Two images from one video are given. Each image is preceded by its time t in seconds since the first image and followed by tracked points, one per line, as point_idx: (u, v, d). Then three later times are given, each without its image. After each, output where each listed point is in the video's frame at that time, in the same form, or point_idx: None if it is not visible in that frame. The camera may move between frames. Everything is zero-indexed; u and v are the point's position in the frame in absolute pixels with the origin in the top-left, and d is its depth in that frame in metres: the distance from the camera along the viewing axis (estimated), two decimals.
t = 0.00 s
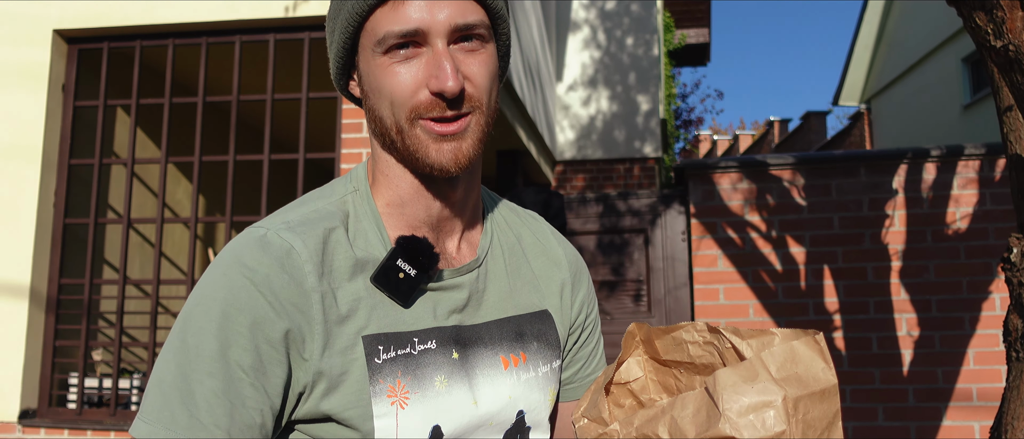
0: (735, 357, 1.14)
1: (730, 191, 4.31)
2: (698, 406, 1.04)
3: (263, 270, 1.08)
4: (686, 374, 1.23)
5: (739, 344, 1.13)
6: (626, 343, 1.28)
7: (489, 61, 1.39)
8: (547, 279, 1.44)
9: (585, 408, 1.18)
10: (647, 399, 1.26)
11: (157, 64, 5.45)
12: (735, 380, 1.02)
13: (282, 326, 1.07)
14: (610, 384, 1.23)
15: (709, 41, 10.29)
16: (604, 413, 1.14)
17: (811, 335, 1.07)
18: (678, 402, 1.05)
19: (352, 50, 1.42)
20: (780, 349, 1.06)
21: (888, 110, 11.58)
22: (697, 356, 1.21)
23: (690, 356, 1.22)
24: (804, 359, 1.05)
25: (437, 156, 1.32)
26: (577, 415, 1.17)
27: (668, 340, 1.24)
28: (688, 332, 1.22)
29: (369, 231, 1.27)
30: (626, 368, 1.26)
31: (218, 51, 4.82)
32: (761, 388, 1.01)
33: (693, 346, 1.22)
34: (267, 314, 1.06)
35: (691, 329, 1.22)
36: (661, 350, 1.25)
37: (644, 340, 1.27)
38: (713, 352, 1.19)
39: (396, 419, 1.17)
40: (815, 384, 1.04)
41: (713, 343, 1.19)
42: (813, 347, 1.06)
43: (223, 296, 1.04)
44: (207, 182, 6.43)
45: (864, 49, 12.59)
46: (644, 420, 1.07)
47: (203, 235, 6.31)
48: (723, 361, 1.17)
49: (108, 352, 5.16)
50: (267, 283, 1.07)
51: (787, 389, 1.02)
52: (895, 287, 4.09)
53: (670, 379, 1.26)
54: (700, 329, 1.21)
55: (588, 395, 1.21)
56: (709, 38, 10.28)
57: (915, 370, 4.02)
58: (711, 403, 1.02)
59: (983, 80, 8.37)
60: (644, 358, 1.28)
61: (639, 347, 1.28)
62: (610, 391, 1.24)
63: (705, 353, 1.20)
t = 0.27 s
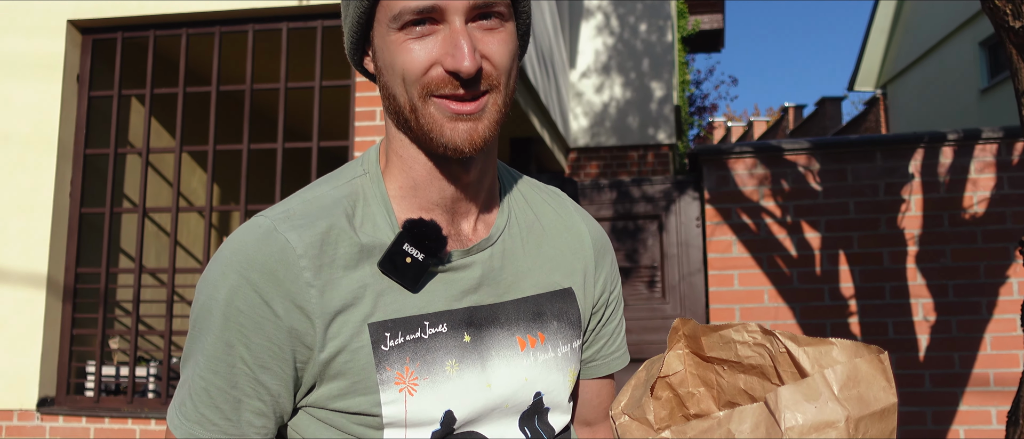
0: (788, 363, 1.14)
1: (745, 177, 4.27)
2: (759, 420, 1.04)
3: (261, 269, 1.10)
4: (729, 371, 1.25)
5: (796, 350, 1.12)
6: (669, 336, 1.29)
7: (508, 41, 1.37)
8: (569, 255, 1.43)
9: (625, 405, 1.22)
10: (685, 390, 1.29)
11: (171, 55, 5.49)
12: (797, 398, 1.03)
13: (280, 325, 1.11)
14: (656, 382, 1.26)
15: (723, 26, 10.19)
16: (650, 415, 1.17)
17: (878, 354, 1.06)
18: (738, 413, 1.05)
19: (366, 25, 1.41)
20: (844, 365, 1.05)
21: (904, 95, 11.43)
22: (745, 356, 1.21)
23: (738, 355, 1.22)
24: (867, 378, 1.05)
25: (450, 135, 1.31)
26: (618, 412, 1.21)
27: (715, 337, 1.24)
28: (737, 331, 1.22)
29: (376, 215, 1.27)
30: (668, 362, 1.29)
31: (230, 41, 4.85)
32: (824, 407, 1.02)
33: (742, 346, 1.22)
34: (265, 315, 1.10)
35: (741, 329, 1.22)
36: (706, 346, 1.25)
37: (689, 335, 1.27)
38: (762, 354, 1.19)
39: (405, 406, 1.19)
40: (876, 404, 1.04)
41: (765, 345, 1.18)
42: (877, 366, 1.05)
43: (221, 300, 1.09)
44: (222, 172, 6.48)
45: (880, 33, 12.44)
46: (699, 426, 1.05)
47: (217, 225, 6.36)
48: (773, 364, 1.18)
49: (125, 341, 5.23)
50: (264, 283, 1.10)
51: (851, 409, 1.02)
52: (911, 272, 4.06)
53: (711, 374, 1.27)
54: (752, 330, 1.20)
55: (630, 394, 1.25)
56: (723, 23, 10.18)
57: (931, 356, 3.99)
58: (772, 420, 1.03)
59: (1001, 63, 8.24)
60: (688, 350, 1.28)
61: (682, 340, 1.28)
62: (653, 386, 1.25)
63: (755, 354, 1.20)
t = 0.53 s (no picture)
0: (779, 355, 1.16)
1: (739, 169, 4.29)
2: (752, 408, 1.08)
3: (276, 266, 1.09)
4: (718, 366, 1.26)
5: (786, 344, 1.14)
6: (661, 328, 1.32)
7: (499, 47, 1.37)
8: (563, 249, 1.44)
9: (616, 392, 1.29)
10: (672, 385, 1.30)
11: (167, 47, 5.46)
12: (788, 385, 1.06)
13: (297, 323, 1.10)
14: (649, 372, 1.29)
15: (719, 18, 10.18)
16: (641, 403, 1.24)
17: (869, 348, 1.10)
18: (733, 402, 1.09)
19: (361, 30, 1.40)
20: (833, 355, 1.09)
21: (899, 86, 11.45)
22: (736, 349, 1.23)
23: (728, 349, 1.24)
24: (859, 369, 1.09)
25: (442, 140, 1.32)
26: (609, 399, 1.29)
27: (706, 331, 1.27)
28: (729, 325, 1.24)
29: (378, 212, 1.27)
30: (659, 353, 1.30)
31: (226, 33, 4.83)
32: (815, 395, 1.05)
33: (733, 340, 1.23)
34: (280, 310, 1.08)
35: (734, 323, 1.24)
36: (697, 340, 1.28)
37: (679, 328, 1.31)
38: (753, 348, 1.20)
39: (412, 394, 1.19)
40: (864, 396, 1.08)
41: (757, 339, 1.20)
42: (866, 358, 1.10)
43: (235, 298, 1.06)
44: (218, 165, 6.46)
45: (875, 24, 12.45)
46: (692, 411, 1.11)
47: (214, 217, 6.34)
48: (762, 358, 1.20)
49: (122, 334, 5.23)
50: (280, 280, 1.08)
51: (841, 399, 1.05)
52: (905, 263, 4.08)
53: (699, 368, 1.29)
54: (744, 324, 1.22)
55: (622, 382, 1.31)
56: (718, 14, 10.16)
57: (925, 346, 4.02)
58: (764, 406, 1.07)
59: (995, 54, 8.26)
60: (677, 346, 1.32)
61: (672, 333, 1.32)
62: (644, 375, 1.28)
63: (744, 348, 1.22)
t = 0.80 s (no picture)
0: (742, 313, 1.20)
1: (728, 164, 4.31)
2: (717, 352, 1.14)
3: (289, 238, 1.16)
4: (686, 333, 1.27)
5: (748, 300, 1.20)
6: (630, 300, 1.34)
7: (499, 45, 1.40)
8: (552, 251, 1.51)
9: (591, 358, 1.29)
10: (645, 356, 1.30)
11: (155, 42, 5.42)
12: (749, 328, 1.12)
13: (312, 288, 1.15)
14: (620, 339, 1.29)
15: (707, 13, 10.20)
16: (611, 362, 1.23)
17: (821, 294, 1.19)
18: (698, 348, 1.15)
19: (366, 31, 1.42)
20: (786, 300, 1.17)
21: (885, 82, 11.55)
22: (701, 313, 1.25)
23: (694, 313, 1.26)
24: (813, 311, 1.17)
25: (449, 136, 1.34)
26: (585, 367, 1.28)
27: (673, 298, 1.29)
28: (693, 289, 1.27)
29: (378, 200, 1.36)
30: (630, 325, 1.30)
31: (214, 28, 4.80)
32: (775, 335, 1.12)
33: (698, 304, 1.26)
34: (296, 273, 1.14)
35: (697, 287, 1.27)
36: (665, 308, 1.29)
37: (648, 299, 1.32)
38: (718, 309, 1.24)
39: (419, 379, 1.24)
40: (824, 336, 1.15)
41: (721, 299, 1.24)
42: (821, 302, 1.19)
43: (252, 264, 1.12)
44: (207, 161, 6.42)
45: (861, 21, 12.53)
46: (661, 361, 1.17)
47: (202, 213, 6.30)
48: (727, 318, 1.22)
49: (110, 330, 5.18)
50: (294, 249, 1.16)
51: (800, 338, 1.12)
52: (891, 258, 4.12)
53: (667, 337, 1.30)
54: (707, 287, 1.26)
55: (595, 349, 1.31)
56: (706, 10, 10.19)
57: (911, 340, 4.07)
58: (727, 349, 1.13)
59: (981, 51, 8.34)
60: (647, 317, 1.32)
61: (642, 305, 1.32)
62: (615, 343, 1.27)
63: (708, 310, 1.24)
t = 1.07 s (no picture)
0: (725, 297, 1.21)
1: (715, 164, 4.34)
2: (709, 332, 1.14)
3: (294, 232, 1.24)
4: (671, 320, 1.27)
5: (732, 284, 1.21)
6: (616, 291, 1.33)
7: (501, 53, 1.51)
8: (548, 255, 1.55)
9: (584, 347, 1.30)
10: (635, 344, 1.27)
11: (143, 38, 5.39)
12: (739, 307, 1.13)
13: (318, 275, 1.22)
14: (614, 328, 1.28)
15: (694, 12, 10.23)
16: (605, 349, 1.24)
17: (802, 273, 1.20)
18: (690, 330, 1.16)
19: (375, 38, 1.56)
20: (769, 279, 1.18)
21: (870, 81, 11.65)
22: (686, 300, 1.26)
23: (680, 300, 1.27)
24: (795, 290, 1.18)
25: (451, 140, 1.42)
26: (578, 354, 1.28)
27: (658, 286, 1.29)
28: (679, 277, 1.28)
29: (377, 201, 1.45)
30: (618, 313, 1.29)
31: (203, 25, 4.77)
32: (763, 313, 1.13)
33: (684, 291, 1.27)
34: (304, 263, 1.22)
35: (683, 274, 1.27)
36: (651, 297, 1.29)
37: (635, 288, 1.31)
38: (704, 295, 1.25)
39: (425, 378, 1.28)
40: (806, 314, 1.16)
41: (705, 286, 1.25)
42: (803, 280, 1.20)
43: (261, 253, 1.18)
44: (195, 158, 6.39)
45: (846, 21, 12.63)
46: (655, 343, 1.17)
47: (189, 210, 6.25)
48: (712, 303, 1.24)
49: (97, 327, 5.15)
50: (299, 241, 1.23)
51: (786, 315, 1.14)
52: (877, 257, 4.16)
53: (654, 326, 1.29)
54: (691, 274, 1.27)
55: (588, 337, 1.32)
56: (693, 9, 10.24)
57: (896, 338, 4.12)
58: (718, 329, 1.14)
59: (965, 51, 8.42)
60: (633, 307, 1.30)
61: (629, 295, 1.31)
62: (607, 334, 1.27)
63: (694, 296, 1.26)
